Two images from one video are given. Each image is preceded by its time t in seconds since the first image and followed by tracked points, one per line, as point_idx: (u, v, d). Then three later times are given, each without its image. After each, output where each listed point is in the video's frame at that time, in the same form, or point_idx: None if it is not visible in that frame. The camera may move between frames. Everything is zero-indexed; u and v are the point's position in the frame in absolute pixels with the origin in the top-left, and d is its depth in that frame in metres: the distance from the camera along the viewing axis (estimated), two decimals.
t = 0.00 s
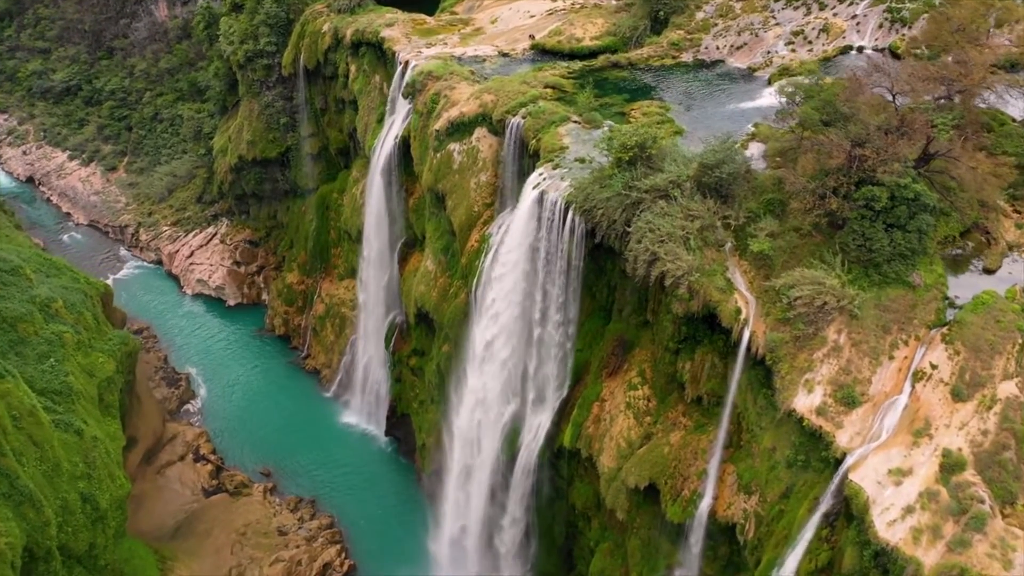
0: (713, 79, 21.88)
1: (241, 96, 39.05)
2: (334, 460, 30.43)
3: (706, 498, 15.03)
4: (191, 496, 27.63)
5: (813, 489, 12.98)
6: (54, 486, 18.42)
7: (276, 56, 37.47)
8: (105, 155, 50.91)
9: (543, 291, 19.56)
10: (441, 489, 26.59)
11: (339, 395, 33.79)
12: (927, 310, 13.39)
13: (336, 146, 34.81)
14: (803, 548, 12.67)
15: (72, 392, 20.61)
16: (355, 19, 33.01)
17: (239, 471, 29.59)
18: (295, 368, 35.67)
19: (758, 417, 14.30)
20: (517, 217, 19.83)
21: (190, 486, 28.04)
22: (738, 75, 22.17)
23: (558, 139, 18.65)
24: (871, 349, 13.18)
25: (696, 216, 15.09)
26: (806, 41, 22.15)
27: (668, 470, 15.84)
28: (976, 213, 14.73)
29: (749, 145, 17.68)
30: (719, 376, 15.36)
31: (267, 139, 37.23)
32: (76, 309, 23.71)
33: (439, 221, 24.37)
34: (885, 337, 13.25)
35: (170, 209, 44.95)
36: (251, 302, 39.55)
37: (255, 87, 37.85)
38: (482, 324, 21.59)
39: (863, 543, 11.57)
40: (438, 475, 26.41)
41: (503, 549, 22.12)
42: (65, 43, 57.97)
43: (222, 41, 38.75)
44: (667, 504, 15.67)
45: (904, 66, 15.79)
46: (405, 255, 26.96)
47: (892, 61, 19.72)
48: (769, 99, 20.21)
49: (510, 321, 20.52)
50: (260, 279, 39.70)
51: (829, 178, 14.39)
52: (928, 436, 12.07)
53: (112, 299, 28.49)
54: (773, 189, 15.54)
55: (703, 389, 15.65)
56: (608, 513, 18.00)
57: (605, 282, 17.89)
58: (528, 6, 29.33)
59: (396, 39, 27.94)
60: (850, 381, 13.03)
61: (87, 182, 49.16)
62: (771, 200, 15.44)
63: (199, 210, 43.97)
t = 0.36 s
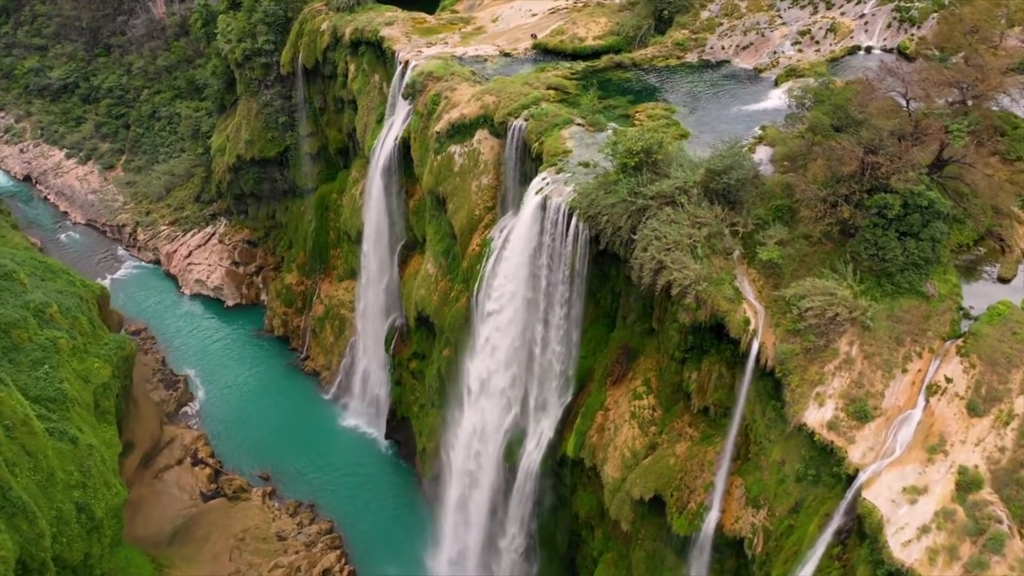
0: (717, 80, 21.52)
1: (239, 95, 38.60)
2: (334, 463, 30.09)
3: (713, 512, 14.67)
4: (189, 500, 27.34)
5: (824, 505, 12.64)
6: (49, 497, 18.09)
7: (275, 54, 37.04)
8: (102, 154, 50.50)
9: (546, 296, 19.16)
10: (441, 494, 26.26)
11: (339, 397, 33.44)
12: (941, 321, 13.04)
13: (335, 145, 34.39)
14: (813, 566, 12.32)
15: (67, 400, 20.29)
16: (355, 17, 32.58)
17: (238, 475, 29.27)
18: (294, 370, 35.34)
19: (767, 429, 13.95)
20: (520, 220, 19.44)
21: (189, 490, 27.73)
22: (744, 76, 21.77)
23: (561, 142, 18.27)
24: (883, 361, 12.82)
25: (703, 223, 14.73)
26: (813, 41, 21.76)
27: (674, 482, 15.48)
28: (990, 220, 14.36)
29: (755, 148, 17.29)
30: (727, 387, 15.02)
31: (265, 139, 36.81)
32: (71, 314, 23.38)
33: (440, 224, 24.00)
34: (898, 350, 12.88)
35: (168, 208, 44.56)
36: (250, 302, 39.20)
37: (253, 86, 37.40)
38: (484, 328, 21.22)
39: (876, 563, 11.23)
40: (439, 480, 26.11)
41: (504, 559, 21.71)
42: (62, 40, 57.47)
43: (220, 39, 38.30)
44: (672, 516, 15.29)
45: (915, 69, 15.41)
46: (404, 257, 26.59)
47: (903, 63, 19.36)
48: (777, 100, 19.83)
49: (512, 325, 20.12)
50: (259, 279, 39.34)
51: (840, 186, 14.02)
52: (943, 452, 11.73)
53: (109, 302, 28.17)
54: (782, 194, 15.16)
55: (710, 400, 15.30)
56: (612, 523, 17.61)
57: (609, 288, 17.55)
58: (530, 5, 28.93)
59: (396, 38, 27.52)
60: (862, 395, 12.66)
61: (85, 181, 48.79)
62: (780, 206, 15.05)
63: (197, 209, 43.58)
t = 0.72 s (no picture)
0: (722, 81, 21.19)
1: (237, 94, 38.18)
2: (333, 466, 29.77)
3: (719, 525, 14.32)
4: (187, 505, 27.04)
5: (834, 521, 12.30)
6: (43, 506, 17.80)
7: (273, 53, 36.66)
8: (100, 152, 50.15)
9: (548, 301, 18.82)
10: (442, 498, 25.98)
11: (338, 398, 33.11)
12: (955, 332, 12.72)
13: (334, 145, 34.04)
14: None
15: (62, 407, 20.01)
16: (354, 16, 32.21)
17: (236, 479, 28.97)
18: (293, 371, 35.02)
19: (775, 441, 13.62)
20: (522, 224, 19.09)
21: (187, 494, 27.46)
22: (750, 77, 21.42)
23: (564, 146, 17.91)
24: (895, 374, 12.51)
25: (709, 230, 14.39)
26: (819, 41, 21.40)
27: (680, 494, 15.16)
28: (1003, 227, 14.03)
29: (762, 153, 16.95)
30: (734, 397, 14.71)
31: (264, 138, 36.41)
32: (66, 319, 23.08)
33: (440, 226, 23.65)
34: (910, 362, 12.58)
35: (166, 207, 44.21)
36: (248, 303, 38.87)
37: (251, 85, 36.96)
38: (486, 333, 20.91)
39: None
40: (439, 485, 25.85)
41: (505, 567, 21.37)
42: (59, 37, 56.99)
43: (217, 37, 37.89)
44: (678, 529, 14.95)
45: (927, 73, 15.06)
46: (404, 259, 26.24)
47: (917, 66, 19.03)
48: (784, 102, 19.50)
49: (514, 331, 19.80)
50: (258, 279, 38.99)
51: (851, 193, 13.70)
52: (957, 468, 11.43)
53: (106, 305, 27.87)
54: (790, 200, 14.85)
55: (716, 410, 14.99)
56: (615, 531, 17.17)
57: (613, 294, 17.24)
58: (531, 4, 28.56)
59: (396, 38, 27.13)
60: (873, 409, 12.36)
61: (82, 180, 48.44)
62: (788, 213, 14.72)
63: (195, 209, 43.24)
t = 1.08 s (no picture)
0: (729, 83, 20.81)
1: (235, 93, 37.76)
2: (333, 471, 29.41)
3: (727, 541, 13.80)
4: (185, 510, 26.70)
5: (847, 540, 11.74)
6: (37, 518, 17.45)
7: (271, 52, 36.27)
8: (97, 151, 49.81)
9: (552, 307, 18.42)
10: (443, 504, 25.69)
11: (337, 402, 32.75)
12: (971, 346, 12.35)
13: (334, 146, 33.68)
14: None
15: (56, 415, 19.68)
16: (353, 15, 31.84)
17: (235, 483, 28.60)
18: (291, 373, 34.67)
19: (786, 456, 13.22)
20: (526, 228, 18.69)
21: (185, 499, 27.11)
22: (756, 78, 21.03)
23: (568, 150, 17.51)
24: (910, 390, 12.15)
25: (718, 240, 14.02)
26: (827, 41, 21.00)
27: (686, 508, 14.68)
28: (1020, 236, 13.61)
29: (771, 158, 16.80)
30: (742, 410, 14.34)
31: (262, 138, 35.98)
32: (61, 324, 22.76)
33: (441, 230, 23.25)
34: (925, 377, 12.22)
35: (164, 207, 43.84)
36: (247, 304, 38.50)
37: (249, 85, 36.51)
38: (488, 339, 20.52)
39: None
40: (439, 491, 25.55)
41: None
42: (56, 34, 56.48)
43: (215, 36, 37.49)
44: (684, 544, 14.39)
45: (941, 78, 14.69)
46: (405, 263, 25.85)
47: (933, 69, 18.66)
48: (791, 105, 19.12)
49: (517, 338, 19.42)
50: (256, 280, 38.60)
51: (865, 205, 13.38)
52: (975, 488, 11.01)
53: (102, 309, 27.53)
54: (800, 208, 14.49)
55: (724, 423, 14.61)
56: (618, 543, 16.69)
57: (618, 302, 16.88)
58: (533, 4, 28.15)
59: (395, 38, 26.73)
60: (887, 426, 11.98)
61: (80, 179, 48.06)
62: (797, 221, 14.36)
63: (193, 208, 42.86)
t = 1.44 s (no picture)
0: (735, 85, 20.45)
1: (233, 92, 37.38)
2: (332, 475, 29.05)
3: (734, 556, 13.52)
4: (183, 516, 26.43)
5: (860, 559, 11.46)
6: (31, 529, 17.15)
7: (269, 51, 35.88)
8: (95, 150, 49.49)
9: (555, 315, 18.01)
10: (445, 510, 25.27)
11: (337, 405, 32.43)
12: (987, 360, 11.99)
13: (333, 146, 33.37)
14: None
15: (51, 424, 19.40)
16: (351, 15, 31.54)
17: (233, 488, 28.28)
18: (291, 376, 34.31)
19: (795, 470, 12.84)
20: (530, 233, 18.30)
21: (183, 504, 26.83)
22: (762, 80, 20.68)
23: (571, 155, 17.15)
24: (925, 406, 11.81)
25: (725, 249, 13.67)
26: (834, 42, 20.65)
27: (692, 522, 14.32)
28: None
29: (778, 162, 16.48)
30: (749, 423, 14.05)
31: (260, 138, 35.60)
32: (56, 330, 22.46)
33: (441, 234, 22.91)
34: (940, 392, 11.89)
35: (161, 207, 43.49)
36: (246, 305, 38.18)
37: (247, 84, 36.11)
38: (490, 345, 20.12)
39: None
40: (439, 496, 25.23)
41: None
42: (53, 32, 55.99)
43: (212, 35, 37.10)
44: (690, 558, 14.07)
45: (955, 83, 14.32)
46: (404, 266, 25.50)
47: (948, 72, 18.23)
48: (799, 108, 18.78)
49: (519, 346, 19.03)
50: (255, 281, 38.26)
51: (879, 214, 12.95)
52: (991, 508, 10.72)
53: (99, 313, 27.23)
54: (809, 215, 14.17)
55: (731, 435, 14.29)
56: (622, 555, 16.35)
57: (622, 310, 16.53)
58: (535, 2, 27.78)
59: (395, 38, 26.36)
60: (901, 442, 11.64)
61: (78, 178, 47.72)
62: (806, 229, 14.04)
63: (192, 208, 42.53)
